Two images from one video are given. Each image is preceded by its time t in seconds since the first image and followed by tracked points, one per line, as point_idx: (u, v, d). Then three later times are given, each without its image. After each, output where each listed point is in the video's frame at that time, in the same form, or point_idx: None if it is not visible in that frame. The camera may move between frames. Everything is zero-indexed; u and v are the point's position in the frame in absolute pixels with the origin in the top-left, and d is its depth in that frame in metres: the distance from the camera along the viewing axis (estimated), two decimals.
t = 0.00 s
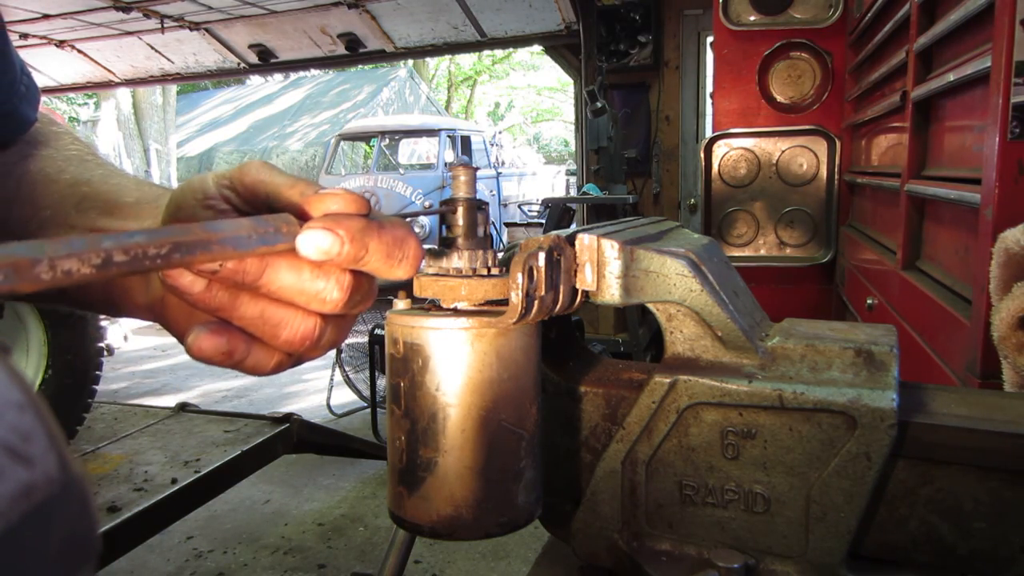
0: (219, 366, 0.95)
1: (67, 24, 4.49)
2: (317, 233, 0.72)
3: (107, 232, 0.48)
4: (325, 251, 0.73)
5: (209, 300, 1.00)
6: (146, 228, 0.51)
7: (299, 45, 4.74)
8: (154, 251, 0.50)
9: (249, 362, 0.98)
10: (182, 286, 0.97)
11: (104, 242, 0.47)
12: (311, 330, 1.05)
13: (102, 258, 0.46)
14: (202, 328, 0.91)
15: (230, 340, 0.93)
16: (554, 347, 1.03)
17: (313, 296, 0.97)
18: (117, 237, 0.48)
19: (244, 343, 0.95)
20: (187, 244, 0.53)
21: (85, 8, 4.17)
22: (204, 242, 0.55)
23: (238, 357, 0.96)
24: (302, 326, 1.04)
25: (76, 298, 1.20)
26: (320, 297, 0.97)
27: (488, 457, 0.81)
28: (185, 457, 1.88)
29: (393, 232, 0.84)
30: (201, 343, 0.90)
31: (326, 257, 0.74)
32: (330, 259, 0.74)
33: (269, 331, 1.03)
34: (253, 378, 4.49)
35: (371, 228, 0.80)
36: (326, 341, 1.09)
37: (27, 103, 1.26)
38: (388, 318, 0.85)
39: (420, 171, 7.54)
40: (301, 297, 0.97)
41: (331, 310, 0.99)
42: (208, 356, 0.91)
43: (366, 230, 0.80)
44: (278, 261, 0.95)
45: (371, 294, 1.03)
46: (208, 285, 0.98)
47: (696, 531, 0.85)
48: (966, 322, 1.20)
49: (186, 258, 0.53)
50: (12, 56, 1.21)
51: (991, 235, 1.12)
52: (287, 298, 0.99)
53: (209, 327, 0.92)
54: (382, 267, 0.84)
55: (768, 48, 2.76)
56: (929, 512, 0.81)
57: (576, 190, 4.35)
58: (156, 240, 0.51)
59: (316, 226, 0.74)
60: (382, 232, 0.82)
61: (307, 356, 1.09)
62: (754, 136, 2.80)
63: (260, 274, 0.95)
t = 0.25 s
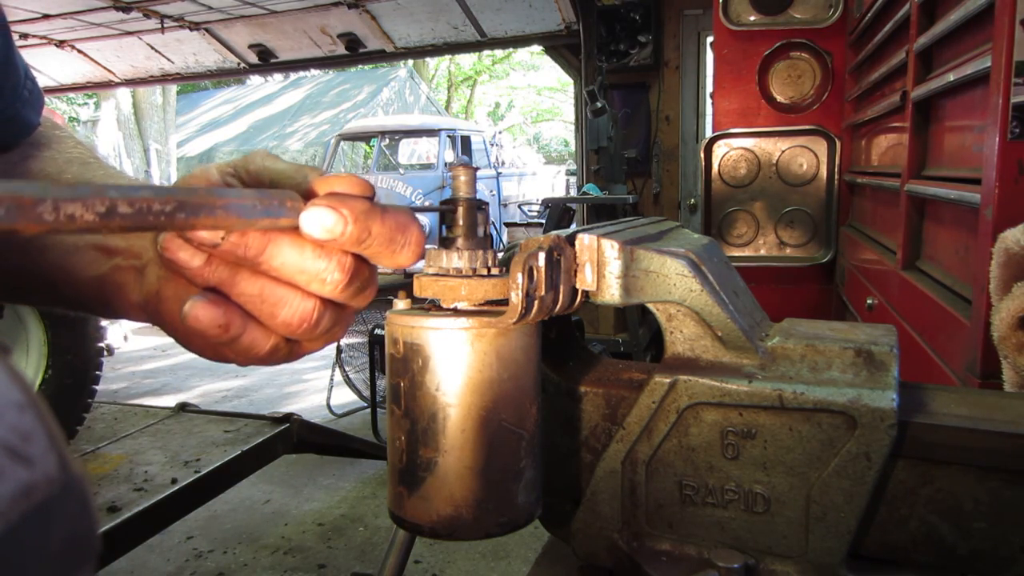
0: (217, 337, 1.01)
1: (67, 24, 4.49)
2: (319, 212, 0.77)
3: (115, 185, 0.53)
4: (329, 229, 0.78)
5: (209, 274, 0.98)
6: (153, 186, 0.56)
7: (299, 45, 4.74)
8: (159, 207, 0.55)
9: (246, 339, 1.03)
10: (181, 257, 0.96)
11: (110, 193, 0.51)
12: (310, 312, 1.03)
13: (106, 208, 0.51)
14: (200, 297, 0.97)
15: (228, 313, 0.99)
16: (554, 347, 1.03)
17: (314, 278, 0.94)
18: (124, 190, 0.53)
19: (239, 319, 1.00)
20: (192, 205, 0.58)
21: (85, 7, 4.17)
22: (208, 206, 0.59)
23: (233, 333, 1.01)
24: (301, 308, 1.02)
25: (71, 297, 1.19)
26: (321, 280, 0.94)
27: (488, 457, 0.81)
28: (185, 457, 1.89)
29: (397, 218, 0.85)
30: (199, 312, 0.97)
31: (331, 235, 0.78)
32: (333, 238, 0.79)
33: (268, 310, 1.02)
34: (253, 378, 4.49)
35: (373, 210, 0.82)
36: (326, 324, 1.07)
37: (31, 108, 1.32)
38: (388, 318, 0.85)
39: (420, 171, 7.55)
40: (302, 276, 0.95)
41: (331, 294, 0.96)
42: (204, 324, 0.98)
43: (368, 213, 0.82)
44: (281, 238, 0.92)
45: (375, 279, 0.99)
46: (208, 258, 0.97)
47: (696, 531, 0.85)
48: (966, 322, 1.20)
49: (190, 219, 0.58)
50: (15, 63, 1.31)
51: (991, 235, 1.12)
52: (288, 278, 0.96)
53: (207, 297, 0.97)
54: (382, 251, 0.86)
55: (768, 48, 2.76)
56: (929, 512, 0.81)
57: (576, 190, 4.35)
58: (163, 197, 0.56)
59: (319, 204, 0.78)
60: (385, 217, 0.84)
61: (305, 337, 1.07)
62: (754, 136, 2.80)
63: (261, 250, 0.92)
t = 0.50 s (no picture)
0: (210, 326, 1.01)
1: (67, 24, 4.49)
2: (314, 205, 0.78)
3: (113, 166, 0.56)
4: (325, 223, 0.79)
5: (204, 263, 0.98)
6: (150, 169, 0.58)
7: (299, 45, 4.74)
8: (155, 191, 0.58)
9: (239, 329, 1.04)
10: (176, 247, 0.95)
11: (107, 173, 0.54)
12: (304, 305, 1.03)
13: (101, 188, 0.54)
14: (193, 285, 0.97)
15: (221, 302, 0.99)
16: (553, 347, 1.03)
17: (309, 270, 0.94)
18: (122, 173, 0.55)
19: (232, 308, 1.00)
20: (187, 190, 0.61)
21: (85, 7, 4.17)
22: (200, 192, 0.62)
23: (227, 322, 1.01)
24: (296, 300, 1.01)
25: (65, 296, 1.19)
26: (316, 272, 0.94)
27: (488, 456, 0.81)
28: (185, 457, 1.89)
29: (395, 212, 0.86)
30: (191, 300, 0.96)
31: (328, 228, 0.80)
32: (328, 231, 0.80)
33: (262, 302, 1.01)
34: (253, 379, 4.49)
35: (370, 205, 0.83)
36: (321, 317, 1.06)
37: (38, 110, 1.34)
38: (388, 318, 0.85)
39: (420, 171, 7.55)
40: (297, 268, 0.94)
41: (325, 287, 0.96)
42: (197, 313, 0.97)
43: (364, 207, 0.83)
44: (278, 230, 0.90)
45: (370, 272, 0.99)
46: (204, 248, 0.97)
47: (696, 531, 0.85)
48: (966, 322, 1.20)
49: (184, 203, 0.61)
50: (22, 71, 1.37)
51: (991, 235, 1.12)
52: (283, 270, 0.96)
53: (200, 286, 0.97)
54: (380, 246, 0.87)
55: (768, 48, 2.76)
56: (930, 512, 0.81)
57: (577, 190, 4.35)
58: (159, 181, 0.58)
59: (318, 196, 0.80)
60: (383, 212, 0.84)
61: (300, 329, 1.07)
62: (754, 136, 2.80)
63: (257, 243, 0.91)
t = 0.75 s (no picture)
0: (225, 330, 0.99)
1: (67, 24, 4.49)
2: (328, 205, 0.78)
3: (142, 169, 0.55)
4: (339, 224, 0.78)
5: (219, 266, 0.98)
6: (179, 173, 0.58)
7: (299, 45, 4.74)
8: (182, 194, 0.57)
9: (253, 332, 1.02)
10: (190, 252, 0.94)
11: (137, 177, 0.53)
12: (319, 307, 1.01)
13: (132, 192, 0.53)
14: (210, 287, 0.96)
15: (237, 305, 0.98)
16: (553, 347, 1.03)
17: (324, 274, 0.93)
18: (151, 175, 0.54)
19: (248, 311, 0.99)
20: (213, 192, 0.60)
21: (85, 7, 4.17)
22: (225, 195, 0.61)
23: (241, 326, 1.00)
24: (311, 302, 1.00)
25: (58, 300, 1.19)
26: (331, 275, 0.93)
27: (488, 457, 0.81)
28: (186, 457, 1.89)
29: (408, 215, 0.84)
30: (208, 303, 0.95)
31: (342, 229, 0.79)
32: (342, 232, 0.79)
33: (276, 304, 1.01)
34: (253, 379, 4.49)
35: (384, 208, 0.82)
36: (334, 321, 1.05)
37: (41, 114, 1.34)
38: (388, 317, 0.85)
39: (420, 171, 7.57)
40: (313, 271, 0.93)
41: (340, 289, 0.95)
42: (214, 316, 0.96)
43: (378, 208, 0.82)
44: (294, 231, 0.89)
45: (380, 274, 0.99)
46: (218, 250, 0.96)
47: (696, 531, 0.85)
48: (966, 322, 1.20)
49: (210, 206, 0.60)
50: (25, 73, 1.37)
51: (991, 235, 1.12)
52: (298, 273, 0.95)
53: (217, 288, 0.96)
54: (392, 248, 0.85)
55: (768, 48, 2.76)
56: (929, 512, 0.81)
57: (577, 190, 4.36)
58: (186, 184, 0.58)
59: (334, 198, 0.79)
60: (396, 214, 0.83)
61: (313, 332, 1.06)
62: (753, 136, 2.80)
63: (274, 245, 0.90)
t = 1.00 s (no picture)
0: (229, 328, 1.00)
1: (67, 24, 4.49)
2: (333, 205, 0.77)
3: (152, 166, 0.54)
4: (344, 222, 0.78)
5: (225, 265, 0.98)
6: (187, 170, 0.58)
7: (299, 45, 4.73)
8: (191, 192, 0.57)
9: (258, 331, 1.02)
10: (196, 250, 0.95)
11: (148, 175, 0.53)
12: (325, 306, 1.01)
13: (142, 189, 0.53)
14: (215, 284, 0.96)
15: (243, 303, 0.98)
16: (553, 347, 1.02)
17: (329, 273, 0.93)
18: (161, 174, 0.54)
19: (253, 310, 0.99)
20: (221, 191, 0.60)
21: (85, 7, 4.17)
22: (234, 193, 0.61)
23: (247, 325, 1.00)
24: (317, 302, 1.00)
25: (60, 301, 1.19)
26: (337, 274, 0.93)
27: (488, 456, 0.81)
28: (186, 457, 1.89)
29: (411, 213, 0.83)
30: (214, 299, 0.96)
31: (346, 228, 0.78)
32: (347, 232, 0.79)
33: (281, 304, 1.01)
34: (253, 378, 4.49)
35: (389, 207, 0.82)
36: (339, 320, 1.05)
37: (52, 109, 1.31)
38: (387, 318, 0.85)
39: (420, 171, 7.60)
40: (318, 270, 0.93)
41: (345, 288, 0.95)
42: (220, 313, 0.97)
43: (382, 207, 0.81)
44: (299, 230, 0.89)
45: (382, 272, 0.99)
46: (225, 249, 0.97)
47: (696, 531, 0.85)
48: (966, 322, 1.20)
49: (219, 205, 0.60)
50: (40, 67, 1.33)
51: (991, 235, 1.12)
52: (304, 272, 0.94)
53: (223, 285, 0.96)
54: (397, 247, 0.84)
55: (768, 48, 2.76)
56: (929, 511, 0.81)
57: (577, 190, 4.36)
58: (196, 183, 0.58)
59: (340, 197, 0.79)
60: (400, 212, 0.83)
61: (318, 332, 1.06)
62: (754, 136, 2.80)
63: (279, 244, 0.90)
